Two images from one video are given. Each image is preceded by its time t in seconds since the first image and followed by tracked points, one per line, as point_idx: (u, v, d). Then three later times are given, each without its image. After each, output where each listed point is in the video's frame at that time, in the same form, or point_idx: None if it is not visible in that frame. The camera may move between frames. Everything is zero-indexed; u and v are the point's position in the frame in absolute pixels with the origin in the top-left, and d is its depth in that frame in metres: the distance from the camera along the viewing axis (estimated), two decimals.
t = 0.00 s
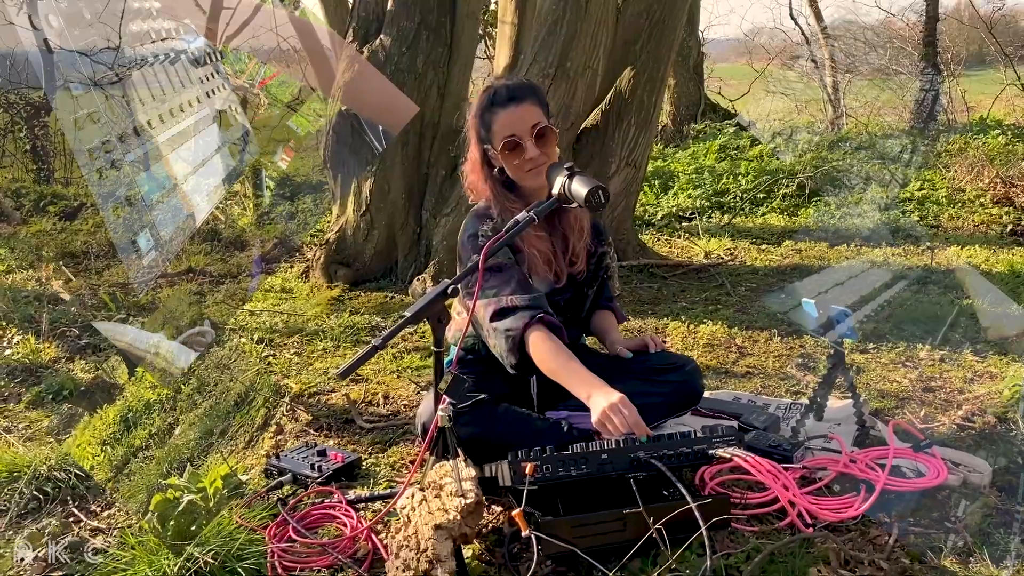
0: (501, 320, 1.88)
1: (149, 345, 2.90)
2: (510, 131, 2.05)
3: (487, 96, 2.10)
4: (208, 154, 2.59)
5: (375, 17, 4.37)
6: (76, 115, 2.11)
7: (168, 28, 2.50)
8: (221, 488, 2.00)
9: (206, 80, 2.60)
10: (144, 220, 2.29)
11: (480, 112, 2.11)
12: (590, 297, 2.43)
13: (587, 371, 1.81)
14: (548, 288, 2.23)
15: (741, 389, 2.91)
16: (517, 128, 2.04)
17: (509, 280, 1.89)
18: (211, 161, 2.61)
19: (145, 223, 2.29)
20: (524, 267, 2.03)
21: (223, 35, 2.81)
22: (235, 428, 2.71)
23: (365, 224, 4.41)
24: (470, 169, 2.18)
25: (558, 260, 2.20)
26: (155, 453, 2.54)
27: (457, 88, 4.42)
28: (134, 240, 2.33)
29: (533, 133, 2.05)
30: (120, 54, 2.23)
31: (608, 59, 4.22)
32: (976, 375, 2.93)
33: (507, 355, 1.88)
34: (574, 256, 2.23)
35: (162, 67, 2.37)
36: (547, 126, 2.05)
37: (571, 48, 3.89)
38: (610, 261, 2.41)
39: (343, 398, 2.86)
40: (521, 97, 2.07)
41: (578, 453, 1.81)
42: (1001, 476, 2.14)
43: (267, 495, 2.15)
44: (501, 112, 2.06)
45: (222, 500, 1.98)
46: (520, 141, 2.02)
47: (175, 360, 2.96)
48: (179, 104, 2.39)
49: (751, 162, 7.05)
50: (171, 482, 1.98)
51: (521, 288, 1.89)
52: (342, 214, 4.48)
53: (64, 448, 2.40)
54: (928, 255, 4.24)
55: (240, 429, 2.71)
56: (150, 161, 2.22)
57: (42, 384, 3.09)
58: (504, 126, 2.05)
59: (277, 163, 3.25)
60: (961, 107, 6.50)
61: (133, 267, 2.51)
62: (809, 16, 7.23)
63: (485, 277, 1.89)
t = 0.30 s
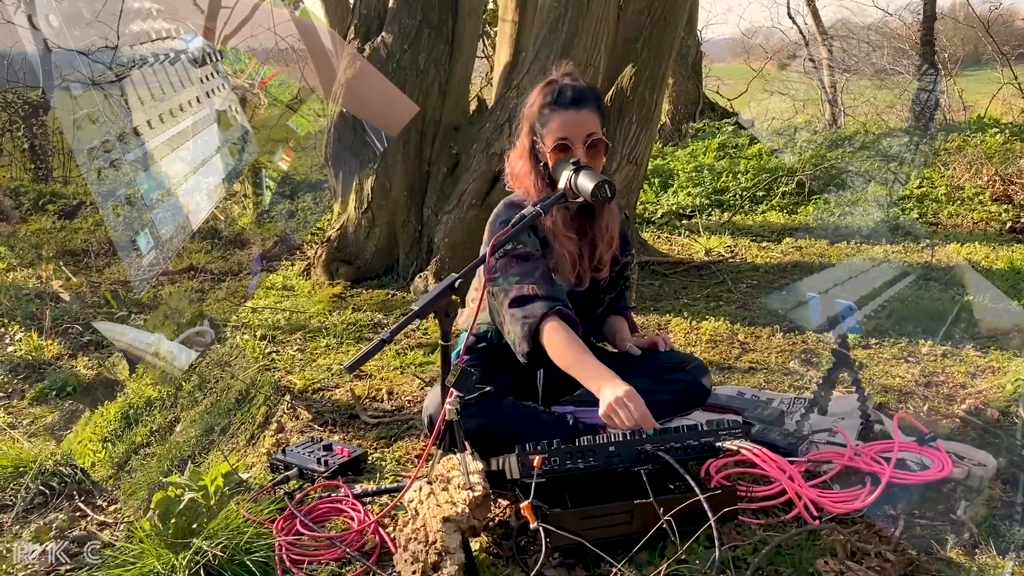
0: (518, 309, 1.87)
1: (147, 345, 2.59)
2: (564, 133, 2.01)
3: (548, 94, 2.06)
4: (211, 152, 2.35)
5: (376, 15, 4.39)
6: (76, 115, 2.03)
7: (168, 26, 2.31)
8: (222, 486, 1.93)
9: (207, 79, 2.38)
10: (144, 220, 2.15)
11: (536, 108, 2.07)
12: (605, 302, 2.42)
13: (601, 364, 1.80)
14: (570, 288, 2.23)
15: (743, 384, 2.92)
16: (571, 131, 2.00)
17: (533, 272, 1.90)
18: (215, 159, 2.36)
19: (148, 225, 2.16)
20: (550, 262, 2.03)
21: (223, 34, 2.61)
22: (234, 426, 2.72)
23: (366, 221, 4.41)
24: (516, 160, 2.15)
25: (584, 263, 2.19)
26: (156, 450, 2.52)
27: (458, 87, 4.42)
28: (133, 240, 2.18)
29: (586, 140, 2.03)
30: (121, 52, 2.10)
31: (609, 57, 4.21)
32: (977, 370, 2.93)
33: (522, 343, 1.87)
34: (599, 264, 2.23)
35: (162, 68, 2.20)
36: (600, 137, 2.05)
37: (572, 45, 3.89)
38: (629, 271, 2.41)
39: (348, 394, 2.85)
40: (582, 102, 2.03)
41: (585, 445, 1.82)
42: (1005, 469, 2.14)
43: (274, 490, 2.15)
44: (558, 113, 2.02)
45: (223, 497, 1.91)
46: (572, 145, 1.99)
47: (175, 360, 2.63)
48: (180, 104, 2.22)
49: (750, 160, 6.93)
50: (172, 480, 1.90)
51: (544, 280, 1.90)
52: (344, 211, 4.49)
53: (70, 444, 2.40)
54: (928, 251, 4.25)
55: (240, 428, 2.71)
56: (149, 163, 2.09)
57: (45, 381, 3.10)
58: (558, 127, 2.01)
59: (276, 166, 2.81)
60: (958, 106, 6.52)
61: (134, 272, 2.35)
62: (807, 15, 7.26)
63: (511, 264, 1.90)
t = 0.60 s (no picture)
0: (535, 293, 1.83)
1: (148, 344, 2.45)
2: (605, 131, 2.01)
3: (596, 90, 2.07)
4: (210, 152, 2.31)
5: (376, 13, 4.39)
6: (76, 116, 2.04)
7: (167, 26, 2.27)
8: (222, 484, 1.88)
9: (207, 80, 2.32)
10: (146, 219, 2.15)
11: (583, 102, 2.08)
12: (617, 307, 2.42)
13: (612, 355, 1.76)
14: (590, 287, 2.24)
15: (745, 381, 2.92)
16: (613, 130, 2.01)
17: (555, 260, 1.87)
18: (214, 159, 2.32)
19: (149, 224, 2.16)
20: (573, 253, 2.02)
21: (220, 34, 2.44)
22: (235, 423, 2.76)
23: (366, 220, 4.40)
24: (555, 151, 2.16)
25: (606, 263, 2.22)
26: (157, 445, 2.46)
27: (457, 85, 4.43)
28: (133, 239, 2.17)
29: (626, 140, 2.01)
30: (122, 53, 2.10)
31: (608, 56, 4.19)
32: (978, 367, 2.93)
33: (535, 327, 1.82)
34: (625, 270, 2.31)
35: (161, 68, 2.18)
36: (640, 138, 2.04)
37: (572, 43, 3.88)
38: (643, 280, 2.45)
39: (349, 392, 2.85)
40: (628, 104, 2.04)
41: (589, 440, 1.83)
42: (1007, 464, 2.15)
43: (276, 486, 2.15)
44: (604, 110, 2.02)
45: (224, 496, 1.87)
46: (610, 143, 2.00)
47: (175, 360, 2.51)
48: (179, 104, 2.20)
49: (748, 160, 6.86)
50: (172, 476, 1.86)
51: (565, 268, 1.87)
52: (343, 210, 4.48)
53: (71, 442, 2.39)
54: (927, 249, 4.23)
55: (240, 425, 2.75)
56: (145, 163, 2.09)
57: (45, 379, 3.09)
58: (600, 123, 2.02)
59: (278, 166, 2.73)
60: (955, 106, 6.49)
61: (132, 272, 2.29)
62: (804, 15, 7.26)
63: (535, 250, 1.88)
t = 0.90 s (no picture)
0: (551, 282, 1.77)
1: (147, 345, 2.44)
2: (629, 136, 2.01)
3: (625, 94, 2.06)
4: (209, 153, 2.29)
5: (375, 14, 4.39)
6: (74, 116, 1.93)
7: (168, 25, 2.17)
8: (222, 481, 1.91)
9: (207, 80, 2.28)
10: (145, 220, 2.07)
11: (609, 105, 2.06)
12: (623, 310, 2.42)
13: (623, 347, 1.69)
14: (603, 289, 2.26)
15: (745, 381, 2.92)
16: (638, 136, 2.01)
17: (573, 254, 1.83)
18: (213, 159, 2.31)
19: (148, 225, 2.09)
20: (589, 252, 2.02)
21: (217, 36, 2.35)
22: (235, 422, 2.72)
23: (365, 221, 4.40)
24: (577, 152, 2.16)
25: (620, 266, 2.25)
26: (157, 442, 2.47)
27: (457, 86, 4.43)
28: (133, 240, 2.11)
29: (649, 147, 2.03)
30: (121, 52, 1.98)
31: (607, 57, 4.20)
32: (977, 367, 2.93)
33: (547, 317, 1.76)
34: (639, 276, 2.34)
35: (162, 68, 2.09)
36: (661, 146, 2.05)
37: (571, 44, 3.88)
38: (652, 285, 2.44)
39: (349, 393, 2.85)
40: (655, 112, 2.03)
41: (592, 440, 1.84)
42: (1008, 463, 2.15)
43: (278, 486, 2.15)
44: (630, 115, 2.01)
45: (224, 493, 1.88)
46: (633, 150, 2.01)
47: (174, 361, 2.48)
48: (179, 104, 2.13)
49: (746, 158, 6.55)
50: (173, 473, 1.85)
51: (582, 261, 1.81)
52: (342, 210, 4.48)
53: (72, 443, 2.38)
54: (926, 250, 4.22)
55: (241, 422, 2.72)
56: (145, 164, 2.00)
57: (45, 380, 3.09)
58: (625, 128, 2.02)
59: (277, 166, 2.79)
60: (952, 107, 6.45)
61: (133, 273, 2.27)
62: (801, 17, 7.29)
63: (553, 242, 1.83)
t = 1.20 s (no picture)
0: (552, 280, 1.76)
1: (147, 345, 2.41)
2: (635, 143, 2.03)
3: (632, 99, 2.07)
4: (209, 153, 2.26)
5: (374, 17, 4.39)
6: (75, 116, 1.95)
7: (168, 26, 2.20)
8: (222, 479, 1.96)
9: (206, 79, 2.28)
10: (146, 220, 2.06)
11: (616, 109, 2.07)
12: (625, 313, 2.42)
13: (624, 345, 1.69)
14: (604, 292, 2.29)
15: (745, 382, 2.93)
16: (644, 142, 2.02)
17: (575, 254, 1.83)
18: (213, 162, 2.27)
19: (148, 224, 2.07)
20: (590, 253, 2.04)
21: (216, 36, 2.36)
22: (236, 416, 2.77)
23: (364, 223, 4.40)
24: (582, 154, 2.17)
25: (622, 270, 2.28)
26: (157, 439, 2.46)
27: (455, 88, 4.43)
28: (133, 240, 2.09)
29: (655, 153, 2.04)
30: (122, 51, 2.01)
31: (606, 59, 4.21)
32: (976, 366, 2.93)
33: (547, 316, 1.76)
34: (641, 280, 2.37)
35: (163, 68, 2.11)
36: (667, 154, 2.06)
37: (570, 47, 3.89)
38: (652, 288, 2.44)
39: (349, 394, 2.84)
40: (661, 119, 2.05)
41: (594, 440, 1.84)
42: (1009, 464, 2.15)
43: (279, 487, 2.15)
44: (636, 121, 2.03)
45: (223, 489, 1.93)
46: (639, 156, 2.02)
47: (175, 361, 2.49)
48: (178, 104, 2.14)
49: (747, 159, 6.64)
50: (172, 472, 1.87)
51: (583, 263, 1.82)
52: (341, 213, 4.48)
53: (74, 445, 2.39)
54: (924, 252, 4.23)
55: (241, 418, 2.76)
56: (145, 166, 2.01)
57: (44, 381, 3.09)
58: (631, 133, 2.03)
59: (277, 166, 2.75)
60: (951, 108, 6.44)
61: (133, 274, 2.23)
62: (796, 20, 7.31)
63: (554, 242, 1.83)
